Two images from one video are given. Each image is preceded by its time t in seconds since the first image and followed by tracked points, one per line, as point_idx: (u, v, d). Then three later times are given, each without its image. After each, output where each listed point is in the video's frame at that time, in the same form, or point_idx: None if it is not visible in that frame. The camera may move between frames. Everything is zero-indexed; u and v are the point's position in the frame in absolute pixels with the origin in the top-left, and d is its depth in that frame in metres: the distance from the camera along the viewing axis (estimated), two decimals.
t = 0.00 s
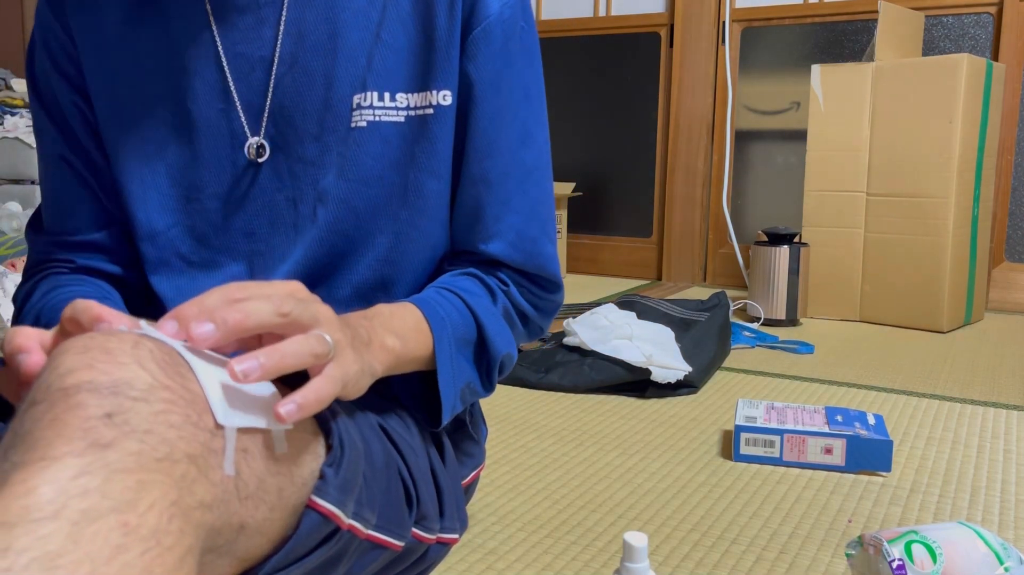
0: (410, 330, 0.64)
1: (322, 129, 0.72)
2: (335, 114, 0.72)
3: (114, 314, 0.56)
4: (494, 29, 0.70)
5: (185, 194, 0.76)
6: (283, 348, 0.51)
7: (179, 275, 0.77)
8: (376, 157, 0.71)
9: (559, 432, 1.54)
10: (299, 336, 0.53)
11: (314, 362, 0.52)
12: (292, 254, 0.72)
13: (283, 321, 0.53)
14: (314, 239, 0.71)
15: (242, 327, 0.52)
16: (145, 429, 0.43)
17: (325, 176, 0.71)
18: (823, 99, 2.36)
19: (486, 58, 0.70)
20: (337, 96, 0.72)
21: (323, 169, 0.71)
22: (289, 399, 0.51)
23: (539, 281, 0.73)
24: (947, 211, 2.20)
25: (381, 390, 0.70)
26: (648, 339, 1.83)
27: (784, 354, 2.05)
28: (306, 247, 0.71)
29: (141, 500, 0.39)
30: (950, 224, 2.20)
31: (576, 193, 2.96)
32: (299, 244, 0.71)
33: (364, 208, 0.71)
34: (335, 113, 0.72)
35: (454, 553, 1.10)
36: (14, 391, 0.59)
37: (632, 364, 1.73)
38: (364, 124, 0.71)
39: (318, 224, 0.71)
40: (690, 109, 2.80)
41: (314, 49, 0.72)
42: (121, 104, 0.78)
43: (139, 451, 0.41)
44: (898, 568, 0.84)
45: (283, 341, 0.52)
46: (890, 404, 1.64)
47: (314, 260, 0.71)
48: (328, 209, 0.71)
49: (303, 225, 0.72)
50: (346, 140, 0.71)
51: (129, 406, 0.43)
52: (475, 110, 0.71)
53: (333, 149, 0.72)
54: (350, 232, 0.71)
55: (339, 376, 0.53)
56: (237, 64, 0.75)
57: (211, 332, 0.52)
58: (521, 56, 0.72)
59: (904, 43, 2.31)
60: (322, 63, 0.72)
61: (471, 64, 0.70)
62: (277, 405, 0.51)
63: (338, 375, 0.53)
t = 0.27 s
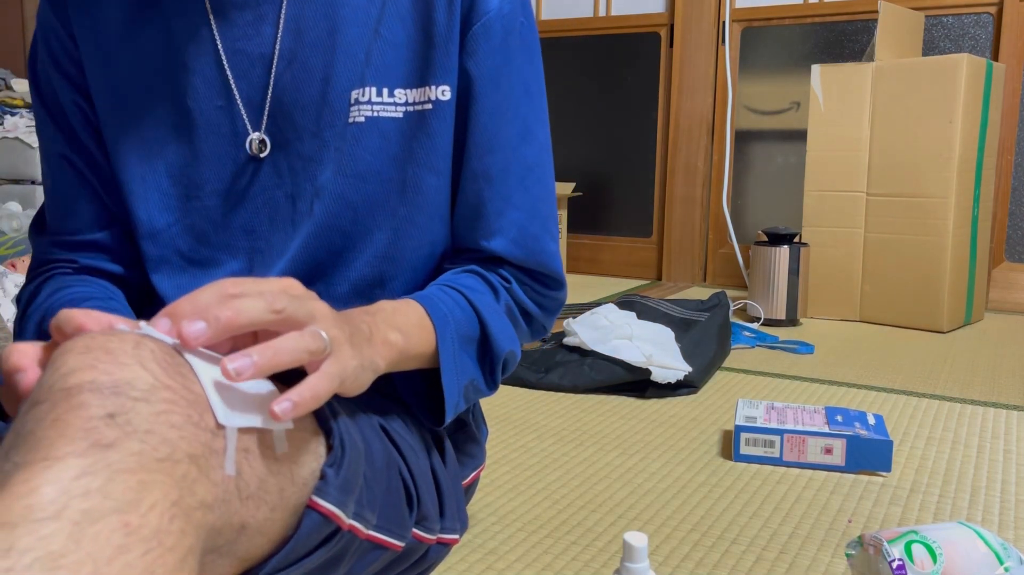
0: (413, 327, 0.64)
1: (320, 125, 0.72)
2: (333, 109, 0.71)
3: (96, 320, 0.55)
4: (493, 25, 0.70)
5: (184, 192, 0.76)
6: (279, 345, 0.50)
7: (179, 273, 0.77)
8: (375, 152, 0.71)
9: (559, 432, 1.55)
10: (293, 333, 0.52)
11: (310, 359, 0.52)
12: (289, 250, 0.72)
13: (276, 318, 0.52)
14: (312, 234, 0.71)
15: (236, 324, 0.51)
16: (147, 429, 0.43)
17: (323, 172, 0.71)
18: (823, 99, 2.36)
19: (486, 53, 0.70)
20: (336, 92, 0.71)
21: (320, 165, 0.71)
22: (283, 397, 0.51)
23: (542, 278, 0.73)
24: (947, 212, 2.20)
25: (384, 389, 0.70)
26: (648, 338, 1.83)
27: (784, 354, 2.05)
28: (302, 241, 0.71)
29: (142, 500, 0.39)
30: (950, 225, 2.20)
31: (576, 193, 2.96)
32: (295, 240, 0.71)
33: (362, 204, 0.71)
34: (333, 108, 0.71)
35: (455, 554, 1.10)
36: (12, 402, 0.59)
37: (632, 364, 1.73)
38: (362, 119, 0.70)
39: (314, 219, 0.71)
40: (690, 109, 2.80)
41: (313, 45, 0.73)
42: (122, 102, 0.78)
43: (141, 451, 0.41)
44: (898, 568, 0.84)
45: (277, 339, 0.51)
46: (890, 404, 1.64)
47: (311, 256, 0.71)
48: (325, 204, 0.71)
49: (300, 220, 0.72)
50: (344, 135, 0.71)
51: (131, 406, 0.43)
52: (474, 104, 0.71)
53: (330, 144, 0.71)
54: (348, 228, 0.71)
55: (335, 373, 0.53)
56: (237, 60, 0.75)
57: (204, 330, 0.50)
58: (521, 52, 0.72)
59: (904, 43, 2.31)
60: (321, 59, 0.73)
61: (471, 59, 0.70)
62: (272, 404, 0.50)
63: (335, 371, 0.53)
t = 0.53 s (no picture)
0: (411, 327, 0.64)
1: (317, 121, 0.72)
2: (330, 106, 0.71)
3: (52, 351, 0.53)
4: (492, 22, 0.70)
5: (182, 189, 0.76)
6: (279, 351, 0.50)
7: (178, 271, 0.77)
8: (373, 149, 0.71)
9: (559, 432, 1.55)
10: (293, 339, 0.52)
11: (310, 364, 0.52)
12: (286, 246, 0.72)
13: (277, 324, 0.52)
14: (309, 230, 0.70)
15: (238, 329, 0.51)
16: (147, 429, 0.43)
17: (319, 168, 0.71)
18: (823, 99, 2.36)
19: (485, 50, 0.70)
20: (332, 87, 0.71)
21: (317, 161, 0.71)
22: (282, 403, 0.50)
23: (541, 277, 0.73)
24: (947, 212, 2.20)
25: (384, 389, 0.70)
26: (648, 339, 1.83)
27: (784, 354, 2.05)
28: (298, 236, 0.71)
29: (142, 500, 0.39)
30: (950, 225, 2.20)
31: (576, 193, 2.96)
32: (292, 236, 0.71)
33: (359, 200, 0.71)
34: (330, 104, 0.71)
35: (454, 553, 1.10)
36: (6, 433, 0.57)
37: (632, 364, 1.73)
38: (361, 116, 0.70)
39: (310, 214, 0.70)
40: (691, 109, 2.80)
41: (312, 42, 0.73)
42: (121, 100, 0.78)
43: (142, 451, 0.41)
44: (898, 568, 0.84)
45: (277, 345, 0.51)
46: (890, 404, 1.64)
47: (308, 253, 0.71)
48: (322, 199, 0.70)
49: (297, 217, 0.72)
50: (341, 131, 0.71)
51: (131, 405, 0.43)
52: (474, 100, 0.71)
53: (326, 140, 0.71)
54: (345, 224, 0.71)
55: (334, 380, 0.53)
56: (236, 58, 0.75)
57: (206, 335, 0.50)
58: (520, 49, 0.72)
59: (904, 43, 2.31)
60: (319, 55, 0.73)
61: (470, 56, 0.70)
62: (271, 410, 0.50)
63: (334, 377, 0.53)
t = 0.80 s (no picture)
0: (409, 328, 0.64)
1: (319, 121, 0.72)
2: (331, 105, 0.71)
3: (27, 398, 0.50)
4: (493, 22, 0.71)
5: (184, 189, 0.76)
6: (311, 386, 0.48)
7: (179, 270, 0.76)
8: (375, 149, 0.71)
9: (559, 432, 1.55)
10: (321, 366, 0.50)
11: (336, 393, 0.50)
12: (288, 245, 0.71)
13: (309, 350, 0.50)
14: (310, 229, 0.70)
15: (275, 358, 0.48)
16: (149, 428, 0.43)
17: (320, 167, 0.71)
18: (823, 99, 2.37)
19: (485, 49, 0.70)
20: (334, 87, 0.71)
21: (318, 161, 0.71)
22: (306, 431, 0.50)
23: (540, 276, 0.73)
24: (947, 212, 2.20)
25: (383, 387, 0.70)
26: (649, 339, 1.83)
27: (784, 354, 2.05)
28: (300, 235, 0.70)
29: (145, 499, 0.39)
30: (950, 224, 2.20)
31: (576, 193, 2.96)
32: (294, 235, 0.71)
33: (361, 200, 0.71)
34: (332, 104, 0.71)
35: (454, 553, 1.10)
36: None
37: (632, 364, 1.73)
38: (362, 116, 0.70)
39: (312, 214, 0.70)
40: (691, 109, 2.80)
41: (313, 42, 0.73)
42: (125, 100, 0.78)
43: (143, 451, 0.41)
44: (898, 568, 0.84)
45: (307, 376, 0.49)
46: (890, 404, 1.64)
47: (309, 252, 0.71)
48: (323, 198, 0.70)
49: (298, 216, 0.72)
50: (343, 131, 0.71)
51: (133, 405, 0.43)
52: (474, 100, 0.71)
53: (326, 140, 0.71)
54: (347, 224, 0.71)
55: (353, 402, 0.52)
56: (238, 59, 0.75)
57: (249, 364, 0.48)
58: (521, 48, 0.72)
59: (904, 43, 2.31)
60: (321, 56, 0.73)
61: (471, 56, 0.70)
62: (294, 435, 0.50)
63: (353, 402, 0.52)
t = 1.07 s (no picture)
0: (409, 331, 0.64)
1: (322, 123, 0.72)
2: (334, 107, 0.71)
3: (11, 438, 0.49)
4: (495, 26, 0.71)
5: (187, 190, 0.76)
6: (322, 402, 0.51)
7: (180, 272, 0.76)
8: (376, 151, 0.71)
9: (559, 432, 1.54)
10: (333, 381, 0.52)
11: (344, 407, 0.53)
12: (290, 247, 0.71)
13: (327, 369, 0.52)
14: (312, 232, 0.70)
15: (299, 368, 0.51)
16: (150, 428, 0.43)
17: (324, 169, 0.71)
18: (823, 99, 2.37)
19: (489, 53, 0.71)
20: (337, 89, 0.72)
21: (321, 163, 0.71)
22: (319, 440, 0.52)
23: (540, 276, 0.73)
24: (947, 211, 2.20)
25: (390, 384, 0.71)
26: (649, 339, 1.83)
27: (784, 354, 2.05)
28: (303, 237, 0.70)
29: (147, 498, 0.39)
30: (950, 224, 2.20)
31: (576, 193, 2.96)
32: (297, 236, 0.71)
33: (363, 202, 0.71)
34: (335, 106, 0.71)
35: (454, 553, 1.10)
36: None
37: (632, 364, 1.73)
38: (365, 118, 0.71)
39: (315, 216, 0.70)
40: (691, 108, 2.80)
41: (316, 45, 0.73)
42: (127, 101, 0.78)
43: (144, 450, 0.41)
44: (898, 568, 0.84)
45: (321, 392, 0.51)
46: (890, 404, 1.64)
47: (311, 253, 0.71)
48: (326, 201, 0.70)
49: (302, 217, 0.72)
50: (346, 133, 0.71)
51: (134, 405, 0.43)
52: (477, 103, 0.71)
53: (331, 142, 0.71)
54: (349, 226, 0.71)
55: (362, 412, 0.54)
56: (240, 60, 0.74)
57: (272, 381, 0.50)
58: (524, 50, 0.73)
59: (904, 43, 2.31)
60: (324, 58, 0.73)
61: (475, 59, 0.71)
62: (306, 447, 0.52)
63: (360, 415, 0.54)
